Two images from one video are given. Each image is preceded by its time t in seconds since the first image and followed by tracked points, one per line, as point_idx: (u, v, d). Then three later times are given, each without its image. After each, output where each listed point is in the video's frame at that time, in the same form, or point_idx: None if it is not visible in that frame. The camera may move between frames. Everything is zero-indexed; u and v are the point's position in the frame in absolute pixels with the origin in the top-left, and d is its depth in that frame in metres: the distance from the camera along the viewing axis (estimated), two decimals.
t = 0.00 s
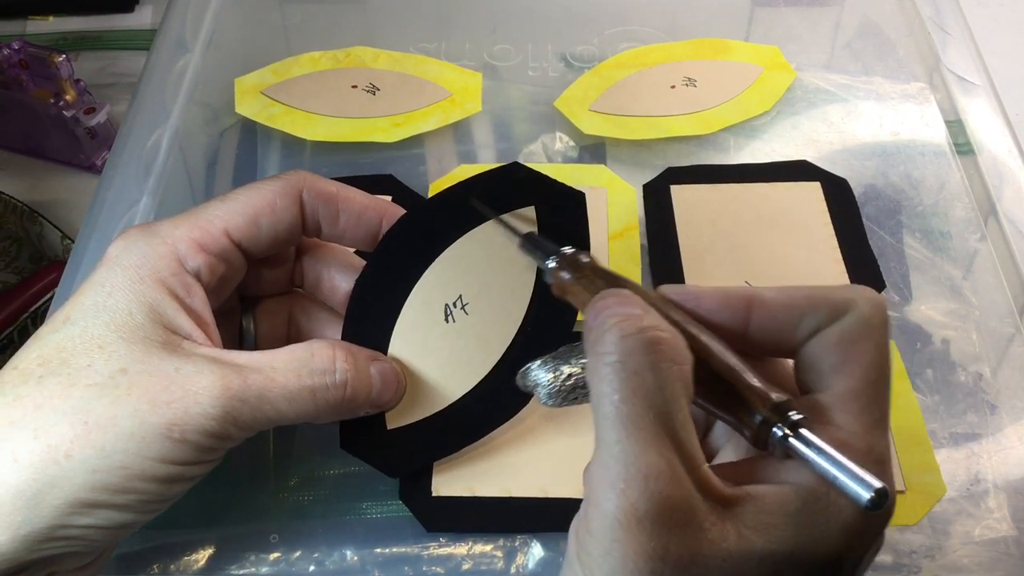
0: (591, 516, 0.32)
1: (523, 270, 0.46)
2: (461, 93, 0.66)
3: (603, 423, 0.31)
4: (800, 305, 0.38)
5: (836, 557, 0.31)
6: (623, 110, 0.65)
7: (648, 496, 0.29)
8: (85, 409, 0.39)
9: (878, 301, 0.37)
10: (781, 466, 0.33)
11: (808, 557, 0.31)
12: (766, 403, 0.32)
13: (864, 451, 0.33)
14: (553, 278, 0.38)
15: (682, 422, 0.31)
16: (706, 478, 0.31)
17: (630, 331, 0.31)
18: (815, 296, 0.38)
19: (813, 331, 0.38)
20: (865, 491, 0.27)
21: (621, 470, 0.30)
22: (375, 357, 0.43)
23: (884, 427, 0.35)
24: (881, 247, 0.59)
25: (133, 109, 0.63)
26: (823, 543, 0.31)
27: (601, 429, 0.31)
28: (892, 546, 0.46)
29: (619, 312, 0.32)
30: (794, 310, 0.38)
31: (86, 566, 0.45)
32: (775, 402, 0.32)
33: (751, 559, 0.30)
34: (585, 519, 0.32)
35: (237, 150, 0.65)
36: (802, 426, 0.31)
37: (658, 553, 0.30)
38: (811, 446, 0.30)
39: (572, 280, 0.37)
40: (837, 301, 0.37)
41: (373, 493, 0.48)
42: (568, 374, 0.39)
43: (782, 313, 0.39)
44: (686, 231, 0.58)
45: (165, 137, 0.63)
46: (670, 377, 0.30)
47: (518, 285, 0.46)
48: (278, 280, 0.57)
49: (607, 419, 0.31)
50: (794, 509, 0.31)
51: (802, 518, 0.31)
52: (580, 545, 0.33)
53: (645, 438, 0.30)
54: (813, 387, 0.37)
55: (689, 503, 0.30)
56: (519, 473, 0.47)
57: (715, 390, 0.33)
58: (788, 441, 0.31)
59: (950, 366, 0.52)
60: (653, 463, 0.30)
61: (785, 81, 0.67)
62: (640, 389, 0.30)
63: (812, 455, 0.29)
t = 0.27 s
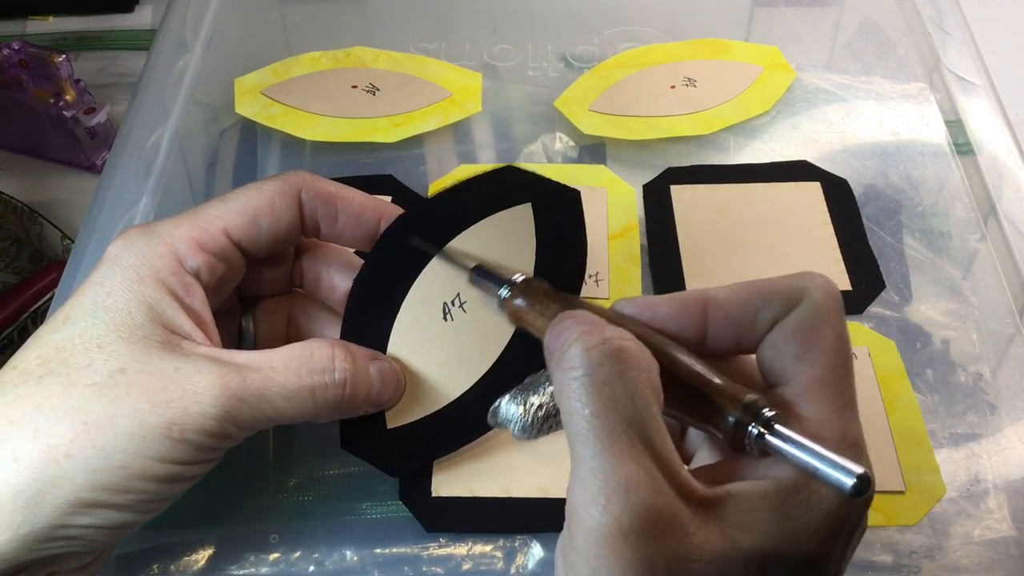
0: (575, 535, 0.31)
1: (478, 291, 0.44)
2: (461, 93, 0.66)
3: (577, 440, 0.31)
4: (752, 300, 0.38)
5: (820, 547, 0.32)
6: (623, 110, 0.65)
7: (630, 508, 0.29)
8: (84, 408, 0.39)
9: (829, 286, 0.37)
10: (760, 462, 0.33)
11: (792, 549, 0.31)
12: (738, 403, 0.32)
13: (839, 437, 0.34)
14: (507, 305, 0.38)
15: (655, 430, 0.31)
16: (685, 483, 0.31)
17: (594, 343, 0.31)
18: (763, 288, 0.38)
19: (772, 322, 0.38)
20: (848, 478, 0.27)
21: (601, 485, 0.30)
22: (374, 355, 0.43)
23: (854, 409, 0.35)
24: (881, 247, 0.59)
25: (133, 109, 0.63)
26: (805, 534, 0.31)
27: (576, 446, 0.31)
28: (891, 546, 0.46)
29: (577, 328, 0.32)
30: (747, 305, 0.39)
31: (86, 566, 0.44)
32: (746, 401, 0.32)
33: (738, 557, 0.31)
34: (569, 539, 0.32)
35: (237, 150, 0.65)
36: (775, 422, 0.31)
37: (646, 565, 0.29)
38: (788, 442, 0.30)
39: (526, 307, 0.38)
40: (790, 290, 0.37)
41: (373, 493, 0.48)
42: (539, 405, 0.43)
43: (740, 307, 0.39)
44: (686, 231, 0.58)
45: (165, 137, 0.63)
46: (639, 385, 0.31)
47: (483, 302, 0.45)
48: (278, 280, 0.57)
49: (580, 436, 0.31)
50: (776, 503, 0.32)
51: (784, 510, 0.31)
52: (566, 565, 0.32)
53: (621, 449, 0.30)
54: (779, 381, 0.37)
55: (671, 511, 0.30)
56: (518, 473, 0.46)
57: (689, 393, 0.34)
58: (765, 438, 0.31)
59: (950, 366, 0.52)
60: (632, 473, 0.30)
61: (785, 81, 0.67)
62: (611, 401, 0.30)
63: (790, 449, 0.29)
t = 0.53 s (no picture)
0: (567, 544, 0.30)
1: (439, 334, 0.44)
2: (461, 93, 0.66)
3: (567, 446, 0.30)
4: (724, 303, 0.39)
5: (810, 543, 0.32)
6: (623, 110, 0.65)
7: (623, 514, 0.29)
8: (84, 408, 0.39)
9: (799, 281, 0.37)
10: (753, 462, 0.34)
11: (784, 547, 0.32)
12: (728, 404, 0.32)
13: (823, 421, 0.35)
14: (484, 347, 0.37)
15: (646, 434, 0.30)
16: (677, 486, 0.31)
17: (578, 349, 0.31)
18: (733, 290, 0.39)
19: (746, 323, 0.38)
20: (851, 460, 0.27)
21: (593, 490, 0.29)
22: (373, 355, 0.43)
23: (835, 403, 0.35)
24: (881, 247, 0.59)
25: (132, 109, 0.63)
26: (796, 531, 0.32)
27: (566, 454, 0.30)
28: (891, 546, 0.46)
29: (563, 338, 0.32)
30: (720, 309, 0.39)
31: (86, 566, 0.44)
32: (738, 403, 0.32)
33: (733, 557, 0.31)
34: (561, 550, 0.31)
35: (237, 150, 0.65)
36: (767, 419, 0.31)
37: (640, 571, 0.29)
38: (784, 434, 0.30)
39: (503, 346, 0.36)
40: (760, 288, 0.38)
41: (373, 493, 0.48)
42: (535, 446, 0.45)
43: (716, 309, 0.39)
44: (686, 231, 0.58)
45: (165, 137, 0.63)
46: (627, 389, 0.30)
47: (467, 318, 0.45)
48: (278, 280, 0.57)
49: (570, 442, 0.30)
50: (767, 499, 0.32)
51: (775, 507, 0.32)
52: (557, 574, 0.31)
53: (612, 454, 0.30)
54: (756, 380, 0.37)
55: (663, 514, 0.30)
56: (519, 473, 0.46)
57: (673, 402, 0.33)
58: (761, 436, 0.31)
59: (950, 366, 0.52)
60: (624, 477, 0.29)
61: (785, 81, 0.67)
62: (598, 406, 0.30)
63: (786, 443, 0.30)
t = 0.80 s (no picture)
0: (623, 537, 0.31)
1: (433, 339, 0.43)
2: (461, 93, 0.66)
3: (633, 444, 0.30)
4: (804, 311, 0.39)
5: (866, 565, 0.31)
6: (623, 110, 0.65)
7: (689, 515, 0.29)
8: (84, 408, 0.39)
9: (878, 302, 0.38)
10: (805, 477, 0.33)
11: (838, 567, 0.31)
12: (797, 416, 0.32)
13: (882, 451, 0.33)
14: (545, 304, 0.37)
15: (714, 440, 0.30)
16: (738, 497, 0.30)
17: (657, 346, 0.31)
18: (813, 304, 0.39)
19: (819, 337, 0.38)
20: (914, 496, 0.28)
21: (659, 490, 0.29)
22: (372, 355, 0.43)
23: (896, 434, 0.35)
24: (881, 247, 0.59)
25: (133, 109, 0.63)
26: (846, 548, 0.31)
27: (634, 449, 0.30)
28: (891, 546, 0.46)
29: (633, 331, 0.32)
30: (799, 316, 0.39)
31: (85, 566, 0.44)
32: (804, 416, 0.32)
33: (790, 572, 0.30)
34: (616, 541, 0.31)
35: (237, 150, 0.65)
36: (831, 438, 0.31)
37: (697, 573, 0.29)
38: (850, 461, 0.30)
39: (569, 306, 0.36)
40: (841, 305, 0.38)
41: (373, 494, 0.48)
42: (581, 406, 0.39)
43: (788, 321, 0.39)
44: (685, 231, 0.58)
45: (165, 137, 0.63)
46: (704, 392, 0.30)
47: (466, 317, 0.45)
48: (278, 281, 0.57)
49: (641, 438, 0.30)
50: (826, 517, 0.31)
51: (832, 525, 0.31)
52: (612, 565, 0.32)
53: (683, 456, 0.29)
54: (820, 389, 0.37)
55: (727, 522, 0.29)
56: (519, 473, 0.46)
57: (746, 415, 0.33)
58: (822, 454, 0.31)
59: (950, 366, 0.52)
60: (692, 481, 0.29)
61: (785, 81, 0.67)
62: (673, 404, 0.30)
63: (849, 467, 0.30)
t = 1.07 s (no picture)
0: (629, 534, 0.30)
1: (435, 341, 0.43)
2: (461, 93, 0.66)
3: (638, 439, 0.30)
4: (799, 309, 0.40)
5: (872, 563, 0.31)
6: (623, 110, 0.65)
7: (692, 510, 0.29)
8: (84, 408, 0.39)
9: (871, 300, 0.40)
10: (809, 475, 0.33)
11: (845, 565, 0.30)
12: (794, 417, 0.34)
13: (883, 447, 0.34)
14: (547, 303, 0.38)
15: (715, 434, 0.30)
16: (741, 493, 0.30)
17: (660, 343, 0.31)
18: (809, 303, 0.40)
19: (816, 335, 0.40)
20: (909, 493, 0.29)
21: (667, 486, 0.29)
22: (373, 356, 0.43)
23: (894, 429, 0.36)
24: (881, 247, 0.59)
25: (133, 109, 0.63)
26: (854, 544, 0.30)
27: (635, 445, 0.30)
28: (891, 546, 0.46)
29: (630, 327, 0.32)
30: (795, 315, 0.40)
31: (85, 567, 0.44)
32: (803, 415, 0.34)
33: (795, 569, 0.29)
34: (621, 539, 0.31)
35: (237, 150, 0.65)
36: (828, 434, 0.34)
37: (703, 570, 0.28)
38: (845, 457, 0.31)
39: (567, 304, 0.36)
40: (838, 304, 0.40)
41: (373, 494, 0.48)
42: (582, 400, 0.39)
43: (787, 321, 0.40)
44: (685, 231, 0.58)
45: (165, 137, 0.63)
46: (704, 388, 0.30)
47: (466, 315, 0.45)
48: (278, 281, 0.57)
49: (643, 434, 0.30)
50: (833, 515, 0.31)
51: (840, 524, 0.31)
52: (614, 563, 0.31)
53: (689, 451, 0.29)
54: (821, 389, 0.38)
55: (731, 518, 0.29)
56: (519, 473, 0.46)
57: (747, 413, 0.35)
58: (817, 450, 0.33)
59: (950, 366, 0.52)
60: (698, 475, 0.29)
61: (785, 81, 0.67)
62: (675, 400, 0.30)
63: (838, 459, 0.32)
